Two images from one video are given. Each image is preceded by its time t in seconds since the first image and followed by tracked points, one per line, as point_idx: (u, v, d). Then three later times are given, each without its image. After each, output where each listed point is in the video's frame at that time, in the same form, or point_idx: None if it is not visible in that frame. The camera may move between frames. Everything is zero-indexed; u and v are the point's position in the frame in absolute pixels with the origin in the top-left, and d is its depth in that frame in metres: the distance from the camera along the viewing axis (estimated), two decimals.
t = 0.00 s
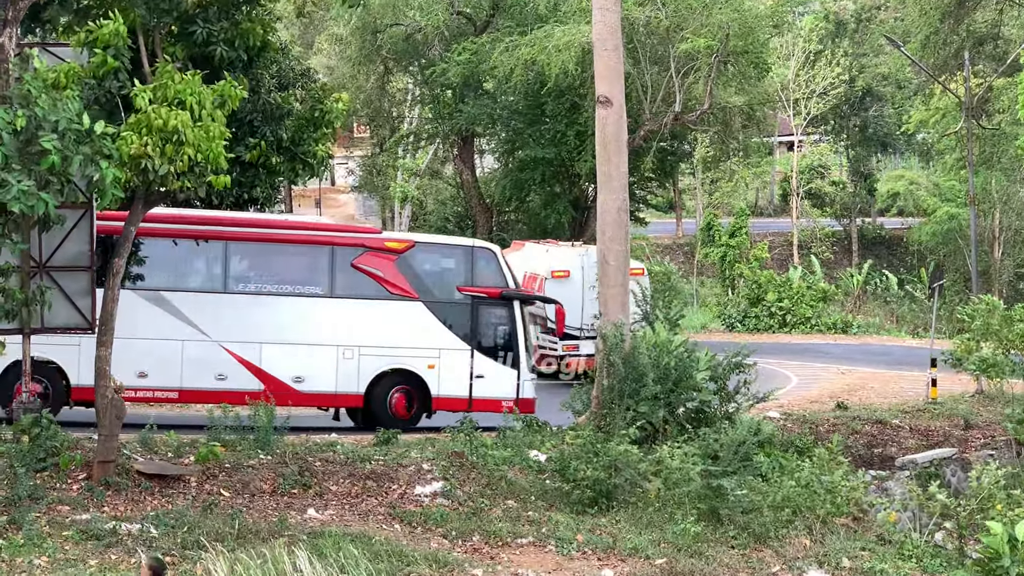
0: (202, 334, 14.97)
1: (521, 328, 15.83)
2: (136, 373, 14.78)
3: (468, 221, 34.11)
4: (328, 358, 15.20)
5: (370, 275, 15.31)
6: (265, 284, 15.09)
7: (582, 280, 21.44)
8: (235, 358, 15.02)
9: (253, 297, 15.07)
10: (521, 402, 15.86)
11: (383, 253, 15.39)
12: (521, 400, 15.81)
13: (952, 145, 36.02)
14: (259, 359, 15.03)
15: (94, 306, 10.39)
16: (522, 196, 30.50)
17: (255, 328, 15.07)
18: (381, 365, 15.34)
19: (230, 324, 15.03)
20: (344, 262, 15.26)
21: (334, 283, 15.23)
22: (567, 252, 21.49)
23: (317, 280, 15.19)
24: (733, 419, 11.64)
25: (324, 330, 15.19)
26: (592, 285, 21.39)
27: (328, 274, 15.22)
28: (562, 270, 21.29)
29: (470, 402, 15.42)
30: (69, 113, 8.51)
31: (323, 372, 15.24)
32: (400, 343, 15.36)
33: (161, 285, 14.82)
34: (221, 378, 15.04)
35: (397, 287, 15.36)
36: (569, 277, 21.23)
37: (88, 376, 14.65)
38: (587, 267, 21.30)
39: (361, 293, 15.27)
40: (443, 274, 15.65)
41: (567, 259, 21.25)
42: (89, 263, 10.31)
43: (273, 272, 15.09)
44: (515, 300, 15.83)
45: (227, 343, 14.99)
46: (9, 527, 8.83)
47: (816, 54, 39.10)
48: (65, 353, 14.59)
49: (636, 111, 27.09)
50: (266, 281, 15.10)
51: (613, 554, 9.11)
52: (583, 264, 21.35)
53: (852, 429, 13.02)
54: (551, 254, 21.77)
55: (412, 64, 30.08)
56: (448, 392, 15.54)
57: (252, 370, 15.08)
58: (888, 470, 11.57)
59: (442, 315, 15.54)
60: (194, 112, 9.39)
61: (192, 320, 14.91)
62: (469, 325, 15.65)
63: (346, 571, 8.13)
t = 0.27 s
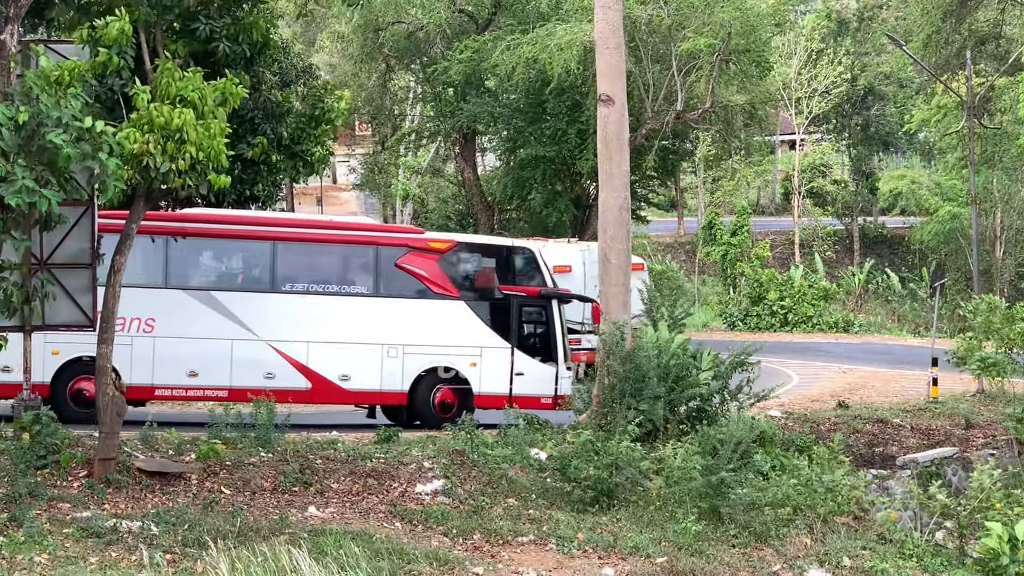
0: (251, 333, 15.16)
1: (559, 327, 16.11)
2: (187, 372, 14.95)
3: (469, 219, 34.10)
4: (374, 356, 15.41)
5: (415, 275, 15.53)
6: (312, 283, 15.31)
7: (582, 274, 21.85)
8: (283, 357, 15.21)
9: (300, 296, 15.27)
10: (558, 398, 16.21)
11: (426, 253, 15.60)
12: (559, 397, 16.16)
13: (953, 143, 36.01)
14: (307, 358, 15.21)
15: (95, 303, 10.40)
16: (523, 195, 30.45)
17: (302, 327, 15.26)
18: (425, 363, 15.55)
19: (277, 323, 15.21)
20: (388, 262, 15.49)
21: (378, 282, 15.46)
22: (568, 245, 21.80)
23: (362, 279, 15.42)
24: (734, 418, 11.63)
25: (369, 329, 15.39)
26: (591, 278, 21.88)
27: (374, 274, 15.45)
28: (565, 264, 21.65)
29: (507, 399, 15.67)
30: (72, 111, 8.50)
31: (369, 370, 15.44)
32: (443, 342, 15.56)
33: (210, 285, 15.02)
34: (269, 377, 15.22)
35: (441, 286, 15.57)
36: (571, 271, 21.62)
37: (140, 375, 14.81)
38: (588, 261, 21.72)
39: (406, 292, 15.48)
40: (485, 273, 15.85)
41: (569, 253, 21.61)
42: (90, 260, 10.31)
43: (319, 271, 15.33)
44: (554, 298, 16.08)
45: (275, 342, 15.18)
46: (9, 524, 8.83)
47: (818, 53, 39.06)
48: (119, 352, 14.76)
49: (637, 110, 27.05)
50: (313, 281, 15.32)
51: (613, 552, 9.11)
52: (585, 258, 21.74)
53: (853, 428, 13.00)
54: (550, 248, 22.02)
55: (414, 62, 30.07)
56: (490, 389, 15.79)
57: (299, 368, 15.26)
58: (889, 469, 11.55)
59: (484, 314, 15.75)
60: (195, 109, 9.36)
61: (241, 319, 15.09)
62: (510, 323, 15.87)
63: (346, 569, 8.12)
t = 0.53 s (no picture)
0: (295, 331, 15.37)
1: (593, 324, 16.45)
2: (234, 371, 15.11)
3: (468, 216, 34.10)
4: (415, 354, 15.69)
5: (454, 274, 15.83)
6: (354, 282, 15.54)
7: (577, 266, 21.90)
8: (327, 355, 15.43)
9: (343, 295, 15.50)
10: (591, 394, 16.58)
11: (464, 252, 15.89)
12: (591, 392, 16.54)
13: (953, 141, 36.01)
14: (350, 356, 15.46)
15: (93, 301, 10.41)
16: (523, 192, 30.42)
17: (345, 325, 15.49)
18: (464, 360, 15.86)
19: (320, 321, 15.43)
20: (427, 261, 15.78)
21: (418, 281, 15.74)
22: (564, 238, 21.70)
23: (403, 279, 15.69)
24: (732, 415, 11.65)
25: (410, 327, 15.68)
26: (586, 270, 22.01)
27: (414, 274, 15.73)
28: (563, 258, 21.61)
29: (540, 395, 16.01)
30: (70, 108, 8.49)
31: (410, 367, 15.71)
32: (481, 339, 15.91)
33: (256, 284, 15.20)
34: (313, 375, 15.45)
35: (478, 285, 15.87)
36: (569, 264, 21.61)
37: (188, 374, 14.93)
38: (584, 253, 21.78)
39: (446, 292, 15.77)
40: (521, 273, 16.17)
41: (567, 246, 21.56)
42: (89, 257, 10.31)
43: (361, 271, 15.58)
44: (587, 296, 16.44)
45: (319, 340, 15.39)
46: (7, 520, 8.83)
47: (817, 51, 39.03)
48: (166, 351, 14.85)
49: (637, 107, 27.04)
50: (355, 280, 15.56)
51: (612, 550, 9.11)
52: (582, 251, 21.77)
53: (852, 425, 13.02)
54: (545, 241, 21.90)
55: (413, 59, 30.06)
56: (525, 385, 16.16)
57: (343, 366, 15.50)
58: (888, 467, 11.56)
59: (520, 312, 16.08)
60: (194, 105, 9.36)
61: (287, 318, 15.30)
62: (545, 321, 16.21)
63: (345, 566, 8.12)
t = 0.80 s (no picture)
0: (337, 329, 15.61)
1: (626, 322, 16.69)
2: (279, 369, 15.36)
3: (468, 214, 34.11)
4: (452, 351, 15.95)
5: (489, 273, 16.08)
6: (394, 281, 15.78)
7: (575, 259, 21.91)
8: (368, 352, 15.68)
9: (384, 293, 15.74)
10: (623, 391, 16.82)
11: (499, 251, 16.11)
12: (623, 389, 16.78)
13: (951, 138, 36.03)
14: (391, 353, 15.70)
15: (93, 298, 10.42)
16: (523, 190, 30.42)
17: (384, 323, 15.73)
18: (499, 357, 16.13)
19: (360, 319, 15.67)
20: (463, 260, 16.01)
21: (455, 280, 15.97)
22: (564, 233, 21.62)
23: (440, 278, 15.92)
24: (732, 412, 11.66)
25: (448, 325, 15.94)
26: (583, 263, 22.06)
27: (452, 273, 15.97)
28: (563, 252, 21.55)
29: (564, 390, 16.14)
30: (69, 106, 8.49)
31: (447, 364, 15.97)
32: (516, 337, 16.16)
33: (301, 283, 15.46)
34: (355, 372, 15.70)
35: (513, 284, 16.14)
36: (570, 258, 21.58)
37: (236, 371, 15.19)
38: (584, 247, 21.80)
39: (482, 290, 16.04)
40: (555, 271, 16.40)
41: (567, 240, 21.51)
42: (89, 254, 10.33)
43: (399, 270, 15.80)
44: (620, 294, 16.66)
45: (360, 337, 15.64)
46: (6, 518, 8.84)
47: (816, 48, 39.02)
48: (215, 349, 15.10)
49: (637, 105, 27.03)
50: (393, 280, 15.78)
51: (611, 546, 9.12)
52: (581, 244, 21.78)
53: (850, 422, 13.04)
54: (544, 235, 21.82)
55: (412, 57, 30.06)
56: (558, 383, 16.39)
57: (383, 363, 15.74)
58: (886, 463, 11.57)
59: (554, 310, 16.31)
60: (193, 103, 9.36)
61: (329, 316, 15.55)
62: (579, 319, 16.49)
63: (343, 563, 8.13)
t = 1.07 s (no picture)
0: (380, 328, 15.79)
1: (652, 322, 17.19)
2: (325, 368, 15.51)
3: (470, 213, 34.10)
4: (490, 350, 16.22)
5: (525, 273, 16.42)
6: (435, 282, 15.99)
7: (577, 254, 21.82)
8: (409, 352, 15.90)
9: (424, 294, 15.95)
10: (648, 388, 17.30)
11: (534, 252, 16.48)
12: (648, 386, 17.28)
13: (953, 136, 35.98)
14: (432, 352, 15.94)
15: (94, 297, 10.42)
16: (525, 189, 30.41)
17: (423, 323, 15.94)
18: (536, 356, 16.42)
19: (402, 318, 15.87)
20: (500, 261, 16.33)
21: (492, 280, 16.25)
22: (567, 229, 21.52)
23: (478, 278, 16.17)
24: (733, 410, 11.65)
25: (486, 324, 16.20)
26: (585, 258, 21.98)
27: (491, 274, 16.25)
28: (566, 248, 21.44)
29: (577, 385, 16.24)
30: (70, 105, 8.48)
31: (485, 362, 16.24)
32: (550, 336, 16.49)
33: (346, 284, 15.61)
34: (397, 371, 15.92)
35: (548, 284, 16.50)
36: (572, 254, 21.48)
37: (284, 370, 15.25)
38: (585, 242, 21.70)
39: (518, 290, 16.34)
40: (586, 271, 16.79)
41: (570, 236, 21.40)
42: (90, 253, 10.34)
43: (438, 271, 16.03)
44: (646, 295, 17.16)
45: (402, 337, 15.84)
46: (8, 517, 8.84)
47: (817, 46, 39.01)
48: (265, 350, 15.14)
49: (638, 104, 27.01)
50: (434, 280, 16.00)
51: (612, 545, 9.12)
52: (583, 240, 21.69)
53: (852, 421, 13.03)
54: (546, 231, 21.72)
55: (414, 55, 30.06)
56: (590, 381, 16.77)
57: (425, 362, 15.97)
58: (888, 462, 11.56)
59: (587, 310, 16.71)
60: (194, 102, 9.36)
61: (372, 316, 15.70)
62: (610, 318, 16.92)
63: (344, 562, 8.13)
